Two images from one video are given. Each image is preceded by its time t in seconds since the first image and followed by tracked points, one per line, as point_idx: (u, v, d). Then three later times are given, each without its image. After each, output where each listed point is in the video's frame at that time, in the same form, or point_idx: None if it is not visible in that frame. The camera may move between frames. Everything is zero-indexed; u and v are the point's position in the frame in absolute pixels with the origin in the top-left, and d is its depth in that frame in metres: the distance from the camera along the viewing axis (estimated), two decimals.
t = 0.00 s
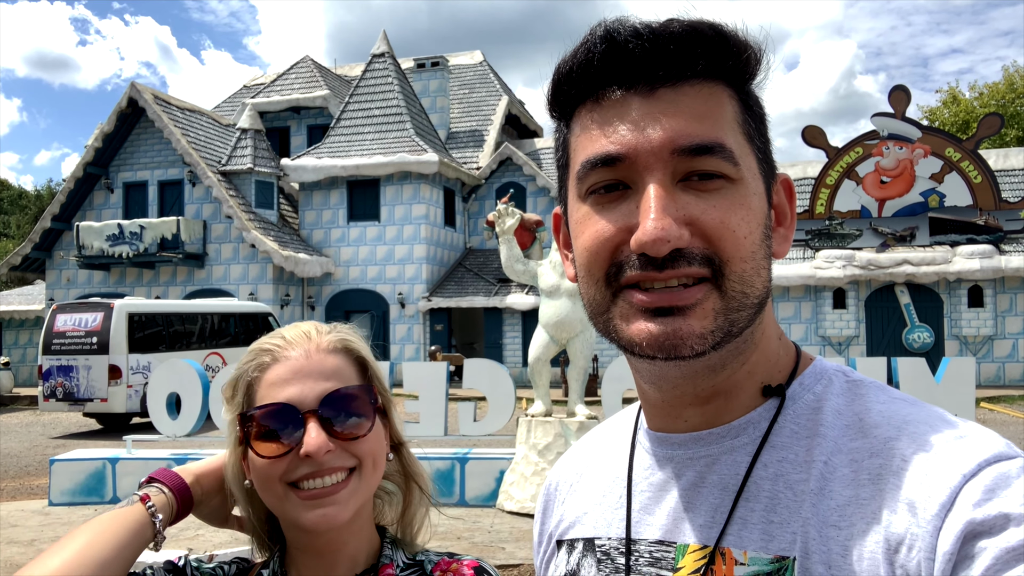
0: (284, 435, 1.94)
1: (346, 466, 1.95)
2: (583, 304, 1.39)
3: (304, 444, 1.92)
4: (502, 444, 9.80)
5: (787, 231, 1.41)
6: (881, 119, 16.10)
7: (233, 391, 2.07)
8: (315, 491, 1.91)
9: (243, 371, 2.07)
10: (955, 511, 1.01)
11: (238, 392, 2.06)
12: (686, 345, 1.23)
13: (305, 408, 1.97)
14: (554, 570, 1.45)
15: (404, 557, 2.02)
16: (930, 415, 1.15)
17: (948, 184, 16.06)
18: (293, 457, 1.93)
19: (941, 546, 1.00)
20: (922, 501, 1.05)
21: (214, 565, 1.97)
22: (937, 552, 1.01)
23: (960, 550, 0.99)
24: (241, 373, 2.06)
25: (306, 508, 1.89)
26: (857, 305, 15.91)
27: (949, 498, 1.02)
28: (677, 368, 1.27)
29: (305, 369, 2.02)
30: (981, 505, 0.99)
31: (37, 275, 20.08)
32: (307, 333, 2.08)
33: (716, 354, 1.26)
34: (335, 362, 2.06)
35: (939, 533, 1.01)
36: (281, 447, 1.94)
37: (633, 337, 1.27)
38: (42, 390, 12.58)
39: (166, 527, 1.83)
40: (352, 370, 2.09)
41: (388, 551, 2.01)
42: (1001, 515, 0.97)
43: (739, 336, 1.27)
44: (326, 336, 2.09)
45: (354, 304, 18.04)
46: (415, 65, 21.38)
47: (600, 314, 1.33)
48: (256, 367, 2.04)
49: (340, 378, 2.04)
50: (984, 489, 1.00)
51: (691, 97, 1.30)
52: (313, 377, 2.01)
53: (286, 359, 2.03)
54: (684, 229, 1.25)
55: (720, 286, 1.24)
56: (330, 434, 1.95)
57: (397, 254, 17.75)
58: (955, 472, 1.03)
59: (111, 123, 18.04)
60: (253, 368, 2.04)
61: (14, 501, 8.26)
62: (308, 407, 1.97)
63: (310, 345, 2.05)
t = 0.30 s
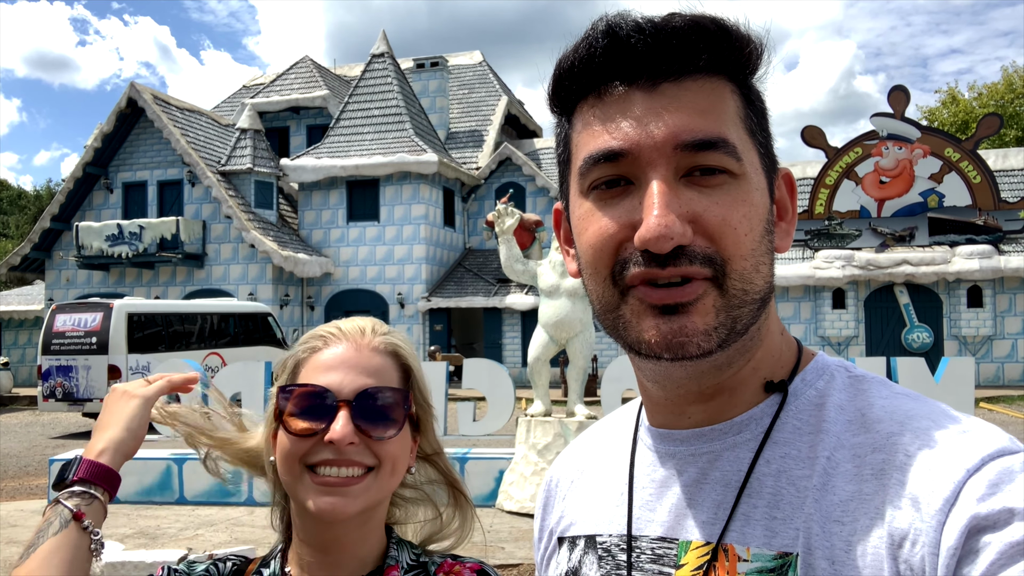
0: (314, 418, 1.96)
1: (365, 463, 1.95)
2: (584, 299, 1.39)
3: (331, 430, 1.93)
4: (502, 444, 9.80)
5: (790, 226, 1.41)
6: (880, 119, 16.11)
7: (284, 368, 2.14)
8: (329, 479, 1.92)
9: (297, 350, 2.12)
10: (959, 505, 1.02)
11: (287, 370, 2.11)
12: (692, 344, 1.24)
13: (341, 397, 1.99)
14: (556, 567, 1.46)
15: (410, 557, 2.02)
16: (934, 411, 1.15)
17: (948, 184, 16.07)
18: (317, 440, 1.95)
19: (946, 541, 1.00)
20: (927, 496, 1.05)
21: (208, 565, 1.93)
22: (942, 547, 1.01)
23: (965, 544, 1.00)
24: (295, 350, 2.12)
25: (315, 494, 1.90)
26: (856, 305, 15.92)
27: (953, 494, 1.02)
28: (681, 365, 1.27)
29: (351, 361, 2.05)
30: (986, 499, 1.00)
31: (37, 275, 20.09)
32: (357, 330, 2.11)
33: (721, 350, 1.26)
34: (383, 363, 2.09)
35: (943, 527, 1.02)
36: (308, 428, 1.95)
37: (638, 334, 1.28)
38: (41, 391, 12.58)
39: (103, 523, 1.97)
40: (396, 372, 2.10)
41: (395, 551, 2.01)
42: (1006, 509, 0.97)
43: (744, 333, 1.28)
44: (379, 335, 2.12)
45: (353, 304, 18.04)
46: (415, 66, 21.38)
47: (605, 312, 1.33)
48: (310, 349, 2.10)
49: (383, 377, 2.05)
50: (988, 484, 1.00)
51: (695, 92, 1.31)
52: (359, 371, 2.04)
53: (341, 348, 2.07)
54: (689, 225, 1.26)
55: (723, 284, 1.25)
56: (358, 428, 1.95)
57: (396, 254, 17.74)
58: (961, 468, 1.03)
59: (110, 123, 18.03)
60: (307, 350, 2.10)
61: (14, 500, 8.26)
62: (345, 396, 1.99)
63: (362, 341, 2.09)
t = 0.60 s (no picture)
0: (291, 422, 1.95)
1: (345, 468, 1.93)
2: (590, 299, 1.39)
3: (309, 434, 1.92)
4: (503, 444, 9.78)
5: (794, 224, 1.41)
6: (881, 119, 16.11)
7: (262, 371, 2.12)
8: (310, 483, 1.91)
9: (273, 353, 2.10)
10: (967, 506, 1.02)
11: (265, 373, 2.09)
12: (696, 343, 1.24)
13: (318, 400, 1.97)
14: (560, 567, 1.45)
15: (401, 551, 2.05)
16: (939, 410, 1.15)
17: (948, 184, 16.07)
18: (296, 445, 1.93)
19: (955, 542, 1.00)
20: (934, 497, 1.05)
21: (206, 560, 1.97)
22: (950, 547, 1.01)
23: (973, 545, 1.00)
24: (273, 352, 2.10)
25: (296, 498, 1.89)
26: (857, 304, 15.91)
27: (961, 493, 1.02)
28: (684, 363, 1.27)
29: (328, 364, 2.03)
30: (994, 499, 1.00)
31: (37, 274, 20.10)
32: (336, 329, 2.08)
33: (727, 349, 1.26)
34: (363, 364, 2.06)
35: (951, 528, 1.02)
36: (284, 433, 1.94)
37: (644, 334, 1.28)
38: (42, 390, 12.59)
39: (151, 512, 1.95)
40: (376, 374, 2.08)
41: (386, 546, 2.04)
42: (1014, 509, 0.97)
43: (749, 332, 1.28)
44: (358, 334, 2.08)
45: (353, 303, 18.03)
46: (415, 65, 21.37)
47: (607, 311, 1.33)
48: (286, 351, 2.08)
49: (361, 380, 2.03)
50: (997, 484, 1.00)
51: (700, 90, 1.31)
52: (339, 374, 2.02)
53: (316, 350, 2.04)
54: (693, 225, 1.26)
55: (729, 284, 1.25)
56: (337, 432, 1.94)
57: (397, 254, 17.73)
58: (967, 468, 1.04)
59: (111, 122, 18.03)
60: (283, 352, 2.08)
61: (15, 500, 8.27)
62: (323, 399, 1.97)
63: (338, 341, 2.06)
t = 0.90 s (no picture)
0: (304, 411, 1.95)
1: (340, 471, 1.92)
2: (592, 296, 1.39)
3: (316, 429, 1.92)
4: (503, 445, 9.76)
5: (800, 221, 1.41)
6: (880, 120, 16.12)
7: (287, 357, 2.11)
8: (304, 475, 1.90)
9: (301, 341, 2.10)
10: (972, 503, 1.02)
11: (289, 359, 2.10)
12: (699, 340, 1.25)
13: (332, 398, 1.96)
14: (564, 564, 1.45)
15: (387, 543, 2.02)
16: (946, 409, 1.15)
17: (947, 185, 16.08)
18: (301, 435, 1.93)
19: (960, 540, 1.00)
20: (938, 496, 1.05)
21: (188, 565, 1.94)
22: (954, 545, 1.01)
23: (978, 543, 0.99)
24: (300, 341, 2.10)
25: (286, 486, 1.89)
26: (856, 305, 15.92)
27: (966, 492, 1.02)
28: (689, 362, 1.28)
29: (351, 363, 2.01)
30: (1000, 497, 0.99)
31: (36, 275, 20.08)
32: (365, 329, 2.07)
33: (730, 348, 1.27)
34: (387, 374, 2.04)
35: (956, 526, 1.02)
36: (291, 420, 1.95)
37: (647, 332, 1.28)
38: (41, 391, 12.57)
39: (122, 552, 1.97)
40: (396, 387, 2.06)
41: (370, 539, 2.00)
42: (1018, 507, 0.97)
43: (753, 330, 1.28)
44: (390, 342, 2.06)
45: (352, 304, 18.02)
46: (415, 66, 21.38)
47: (612, 307, 1.34)
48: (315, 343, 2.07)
49: (382, 391, 2.02)
50: (1002, 482, 1.00)
51: (706, 88, 1.31)
52: (361, 378, 2.00)
53: (344, 349, 2.03)
54: (699, 223, 1.26)
55: (733, 282, 1.25)
56: (343, 434, 1.93)
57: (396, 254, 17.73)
58: (972, 466, 1.04)
59: (110, 123, 18.01)
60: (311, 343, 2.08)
61: (14, 500, 8.26)
62: (339, 399, 1.97)
63: (366, 344, 2.04)
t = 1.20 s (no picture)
0: (343, 409, 1.93)
1: (365, 476, 1.89)
2: (597, 289, 1.39)
3: (349, 431, 1.89)
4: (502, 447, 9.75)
5: (805, 218, 1.41)
6: (878, 121, 16.14)
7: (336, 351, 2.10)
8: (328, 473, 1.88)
9: (353, 339, 2.08)
10: (975, 494, 1.02)
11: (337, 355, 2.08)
12: (706, 338, 1.24)
13: (373, 403, 1.93)
14: (558, 552, 1.45)
15: (398, 544, 1.98)
16: (949, 401, 1.15)
17: (946, 186, 16.10)
18: (332, 433, 1.91)
19: (962, 529, 1.01)
20: (942, 485, 1.05)
21: (181, 559, 1.94)
22: (958, 536, 1.01)
23: (981, 535, 1.00)
24: (348, 339, 2.09)
25: (310, 481, 1.88)
26: (855, 306, 15.92)
27: (969, 482, 1.02)
28: (695, 360, 1.27)
29: (392, 370, 1.98)
30: (1004, 488, 1.00)
31: (35, 276, 20.06)
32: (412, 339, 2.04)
33: (739, 342, 1.26)
34: (428, 388, 2.02)
35: (958, 516, 1.02)
36: (329, 416, 1.93)
37: (653, 327, 1.28)
38: (39, 391, 12.55)
39: None
40: (433, 402, 2.02)
41: (385, 540, 1.96)
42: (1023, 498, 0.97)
43: (759, 327, 1.28)
44: (437, 357, 2.03)
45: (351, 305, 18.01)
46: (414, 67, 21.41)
47: (617, 303, 1.34)
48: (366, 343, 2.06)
49: (420, 403, 1.99)
50: (1005, 473, 1.00)
51: (714, 82, 1.31)
52: (401, 387, 1.97)
53: (389, 355, 2.01)
54: (708, 217, 1.26)
55: (741, 277, 1.25)
56: (375, 441, 1.90)
57: (395, 255, 17.72)
58: (978, 456, 1.03)
59: (109, 124, 18.02)
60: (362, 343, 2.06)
61: (13, 501, 8.25)
62: (378, 404, 1.94)
63: (414, 353, 2.01)
